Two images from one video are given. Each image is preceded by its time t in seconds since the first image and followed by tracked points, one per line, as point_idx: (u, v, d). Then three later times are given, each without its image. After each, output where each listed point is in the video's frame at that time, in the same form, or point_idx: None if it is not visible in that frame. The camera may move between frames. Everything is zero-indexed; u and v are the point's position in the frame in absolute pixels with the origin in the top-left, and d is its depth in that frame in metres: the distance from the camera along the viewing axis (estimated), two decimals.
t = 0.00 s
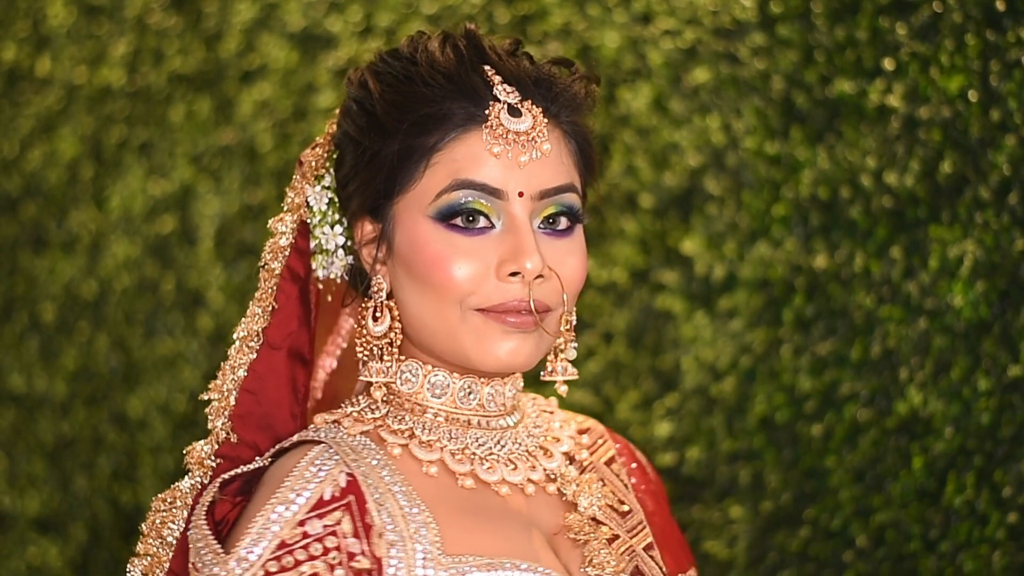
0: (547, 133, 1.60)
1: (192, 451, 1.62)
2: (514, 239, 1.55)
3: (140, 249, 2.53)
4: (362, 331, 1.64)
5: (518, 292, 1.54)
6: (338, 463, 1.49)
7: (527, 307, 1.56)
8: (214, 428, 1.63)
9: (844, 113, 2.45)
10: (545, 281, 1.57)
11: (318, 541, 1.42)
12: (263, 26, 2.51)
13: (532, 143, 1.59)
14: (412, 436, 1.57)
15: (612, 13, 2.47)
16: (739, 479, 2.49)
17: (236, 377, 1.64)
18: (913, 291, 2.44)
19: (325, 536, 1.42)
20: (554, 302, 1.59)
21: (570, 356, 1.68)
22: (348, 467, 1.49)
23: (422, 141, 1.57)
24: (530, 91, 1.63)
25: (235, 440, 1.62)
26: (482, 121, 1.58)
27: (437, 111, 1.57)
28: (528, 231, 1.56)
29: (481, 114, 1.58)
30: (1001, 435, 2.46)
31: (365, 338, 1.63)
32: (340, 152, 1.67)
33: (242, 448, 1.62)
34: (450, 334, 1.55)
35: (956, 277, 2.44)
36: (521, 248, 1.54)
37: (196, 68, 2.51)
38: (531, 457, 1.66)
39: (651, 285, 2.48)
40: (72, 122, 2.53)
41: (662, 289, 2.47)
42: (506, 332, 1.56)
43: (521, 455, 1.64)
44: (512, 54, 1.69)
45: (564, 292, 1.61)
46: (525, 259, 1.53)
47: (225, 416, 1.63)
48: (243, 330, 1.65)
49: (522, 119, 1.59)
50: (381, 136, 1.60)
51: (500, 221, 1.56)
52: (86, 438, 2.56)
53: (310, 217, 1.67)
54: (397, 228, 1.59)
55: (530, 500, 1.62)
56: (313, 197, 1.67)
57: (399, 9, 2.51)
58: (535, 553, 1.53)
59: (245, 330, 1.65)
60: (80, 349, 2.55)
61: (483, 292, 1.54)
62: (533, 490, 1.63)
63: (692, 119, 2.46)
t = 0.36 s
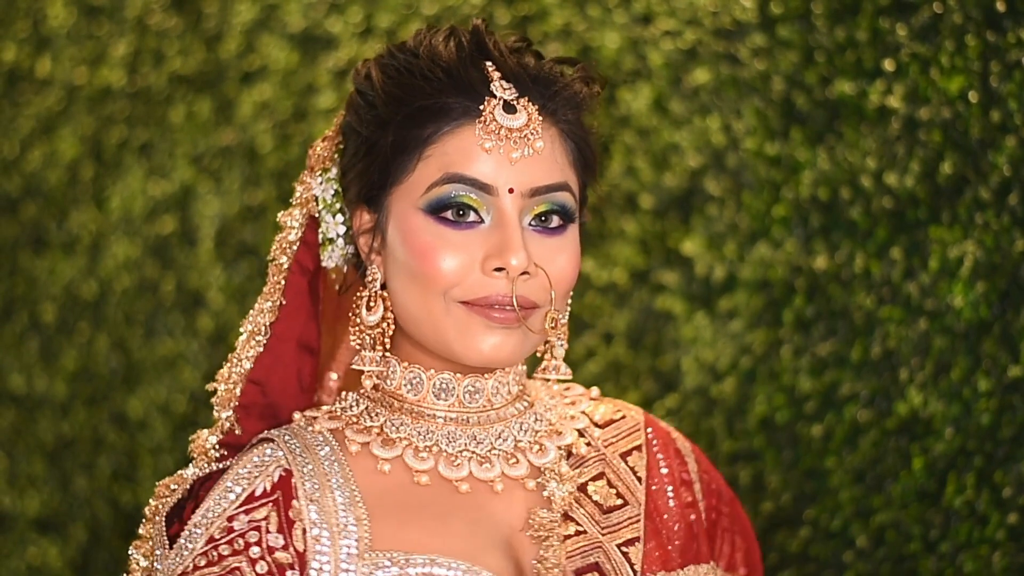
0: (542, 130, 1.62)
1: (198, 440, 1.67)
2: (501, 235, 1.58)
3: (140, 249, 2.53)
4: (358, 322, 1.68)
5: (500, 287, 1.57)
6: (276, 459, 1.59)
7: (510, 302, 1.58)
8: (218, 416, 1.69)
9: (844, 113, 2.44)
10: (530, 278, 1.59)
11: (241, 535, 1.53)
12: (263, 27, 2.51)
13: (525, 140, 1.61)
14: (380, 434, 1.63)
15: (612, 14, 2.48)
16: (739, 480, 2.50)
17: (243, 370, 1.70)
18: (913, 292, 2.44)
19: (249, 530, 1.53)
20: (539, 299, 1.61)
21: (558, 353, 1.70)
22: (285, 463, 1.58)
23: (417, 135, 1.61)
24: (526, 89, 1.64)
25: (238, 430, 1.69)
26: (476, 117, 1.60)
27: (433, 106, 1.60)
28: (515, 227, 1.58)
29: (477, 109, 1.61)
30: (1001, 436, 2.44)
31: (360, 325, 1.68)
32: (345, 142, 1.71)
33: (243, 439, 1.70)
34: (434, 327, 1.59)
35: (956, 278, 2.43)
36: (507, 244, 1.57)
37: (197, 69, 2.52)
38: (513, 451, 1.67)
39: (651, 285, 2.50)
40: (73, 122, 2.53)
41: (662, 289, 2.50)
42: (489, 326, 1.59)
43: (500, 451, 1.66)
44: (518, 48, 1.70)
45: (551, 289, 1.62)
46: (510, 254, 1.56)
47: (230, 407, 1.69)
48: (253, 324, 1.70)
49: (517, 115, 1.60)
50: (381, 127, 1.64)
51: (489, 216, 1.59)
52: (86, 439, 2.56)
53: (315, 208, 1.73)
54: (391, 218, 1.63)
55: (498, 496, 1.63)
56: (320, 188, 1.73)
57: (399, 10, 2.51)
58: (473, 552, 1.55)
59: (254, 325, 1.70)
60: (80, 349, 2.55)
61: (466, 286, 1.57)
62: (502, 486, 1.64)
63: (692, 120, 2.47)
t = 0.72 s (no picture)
0: (543, 129, 1.61)
1: (225, 432, 1.78)
2: (497, 230, 1.58)
3: (140, 250, 2.53)
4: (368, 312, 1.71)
5: (492, 282, 1.57)
6: (256, 453, 1.68)
7: (503, 299, 1.58)
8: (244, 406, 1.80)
9: (844, 114, 2.43)
10: (525, 274, 1.58)
11: (210, 525, 1.62)
12: (263, 27, 2.51)
13: (526, 136, 1.59)
14: (372, 429, 1.68)
15: (613, 14, 2.49)
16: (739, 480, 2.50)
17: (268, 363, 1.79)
18: (914, 292, 2.43)
19: (218, 520, 1.62)
20: (536, 296, 1.60)
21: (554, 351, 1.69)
22: (262, 458, 1.67)
23: (423, 129, 1.62)
24: (531, 84, 1.62)
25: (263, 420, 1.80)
26: (478, 112, 1.60)
27: (439, 101, 1.61)
28: (512, 223, 1.58)
29: (479, 104, 1.60)
30: (1001, 437, 2.43)
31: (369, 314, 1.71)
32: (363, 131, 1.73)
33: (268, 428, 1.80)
34: (431, 321, 1.61)
35: (956, 278, 2.41)
36: (502, 240, 1.57)
37: (197, 69, 2.52)
38: (505, 446, 1.65)
39: (652, 286, 2.52)
40: (73, 123, 2.53)
41: (662, 290, 2.52)
42: (482, 322, 1.59)
43: (490, 446, 1.65)
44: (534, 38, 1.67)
45: (550, 286, 1.61)
46: (503, 251, 1.56)
47: (255, 399, 1.79)
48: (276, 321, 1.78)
49: (518, 111, 1.59)
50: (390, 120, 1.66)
51: (486, 212, 1.59)
52: (86, 439, 2.56)
53: (335, 200, 1.77)
54: (396, 211, 1.66)
55: (474, 491, 1.62)
56: (340, 179, 1.76)
57: (399, 10, 2.50)
58: (421, 546, 1.57)
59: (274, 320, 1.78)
60: (80, 350, 2.55)
61: (460, 281, 1.58)
62: (480, 481, 1.63)
63: (692, 121, 2.48)
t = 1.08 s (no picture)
0: (556, 146, 1.60)
1: (263, 420, 1.83)
2: (499, 244, 1.59)
3: (139, 251, 2.53)
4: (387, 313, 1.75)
5: (491, 295, 1.60)
6: (263, 449, 1.76)
7: (500, 313, 1.60)
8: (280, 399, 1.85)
9: (843, 115, 2.43)
10: (525, 290, 1.60)
11: (215, 516, 1.73)
12: (263, 28, 2.51)
13: (536, 153, 1.59)
14: (378, 428, 1.73)
15: (612, 16, 2.49)
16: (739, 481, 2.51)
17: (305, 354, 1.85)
18: (913, 294, 2.43)
19: (222, 511, 1.73)
20: (535, 311, 1.62)
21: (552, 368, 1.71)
22: (267, 453, 1.75)
23: (438, 137, 1.63)
24: (548, 100, 1.61)
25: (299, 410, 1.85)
26: (491, 126, 1.60)
27: (455, 111, 1.62)
28: (514, 239, 1.59)
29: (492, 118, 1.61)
30: (1000, 438, 2.43)
31: (387, 313, 1.75)
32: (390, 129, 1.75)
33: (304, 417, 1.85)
34: (435, 328, 1.65)
35: (955, 280, 2.41)
36: (502, 255, 1.58)
37: (197, 71, 2.51)
38: (497, 449, 1.65)
39: (652, 287, 2.53)
40: (72, 124, 2.53)
41: (662, 291, 2.53)
42: (482, 334, 1.63)
43: (482, 448, 1.65)
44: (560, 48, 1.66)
45: (552, 302, 1.62)
46: (502, 266, 1.58)
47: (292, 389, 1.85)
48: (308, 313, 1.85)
49: (530, 127, 1.59)
50: (411, 124, 1.67)
51: (492, 225, 1.60)
52: (86, 441, 2.56)
53: (365, 194, 1.80)
54: (409, 215, 1.68)
55: (454, 492, 1.63)
56: (368, 174, 1.80)
57: (399, 12, 2.49)
58: (384, 547, 1.59)
59: (309, 312, 1.84)
60: (80, 351, 2.55)
61: (461, 290, 1.61)
62: (462, 482, 1.64)
63: (691, 122, 2.48)
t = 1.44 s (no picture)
0: (583, 170, 1.55)
1: (284, 405, 1.83)
2: (519, 267, 1.55)
3: (139, 251, 2.53)
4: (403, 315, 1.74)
5: (508, 317, 1.56)
6: (270, 444, 1.77)
7: (517, 335, 1.57)
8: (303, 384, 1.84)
9: (843, 115, 2.43)
10: (543, 313, 1.56)
11: (219, 509, 1.74)
12: (263, 28, 2.51)
13: (561, 178, 1.54)
14: (387, 425, 1.73)
15: (612, 15, 2.49)
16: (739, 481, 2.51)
17: (325, 343, 1.82)
18: (913, 293, 2.43)
19: (225, 504, 1.74)
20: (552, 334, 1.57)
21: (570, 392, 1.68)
22: (272, 448, 1.76)
23: (462, 151, 1.58)
24: (575, 120, 1.56)
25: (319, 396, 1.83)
26: (517, 147, 1.55)
27: (481, 128, 1.57)
28: (534, 263, 1.54)
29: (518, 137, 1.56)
30: (1001, 438, 2.43)
31: (403, 315, 1.74)
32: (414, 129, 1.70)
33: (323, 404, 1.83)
34: (451, 340, 1.63)
35: (955, 279, 2.41)
36: (521, 278, 1.54)
37: (197, 70, 2.51)
38: (499, 454, 1.64)
39: (652, 287, 2.53)
40: (72, 124, 2.53)
41: (662, 291, 2.52)
42: (498, 354, 1.60)
43: (485, 453, 1.65)
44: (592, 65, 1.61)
45: (571, 324, 1.58)
46: (520, 290, 1.53)
47: (314, 378, 1.83)
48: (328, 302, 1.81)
49: (557, 151, 1.54)
50: (436, 133, 1.62)
51: (513, 246, 1.56)
52: (86, 441, 2.56)
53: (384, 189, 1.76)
54: (431, 225, 1.64)
55: (448, 495, 1.63)
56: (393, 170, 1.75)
57: (398, 11, 2.50)
58: (371, 547, 1.60)
59: (328, 302, 1.81)
60: (80, 351, 2.55)
61: (477, 308, 1.57)
62: (457, 485, 1.63)
63: (692, 122, 2.47)
